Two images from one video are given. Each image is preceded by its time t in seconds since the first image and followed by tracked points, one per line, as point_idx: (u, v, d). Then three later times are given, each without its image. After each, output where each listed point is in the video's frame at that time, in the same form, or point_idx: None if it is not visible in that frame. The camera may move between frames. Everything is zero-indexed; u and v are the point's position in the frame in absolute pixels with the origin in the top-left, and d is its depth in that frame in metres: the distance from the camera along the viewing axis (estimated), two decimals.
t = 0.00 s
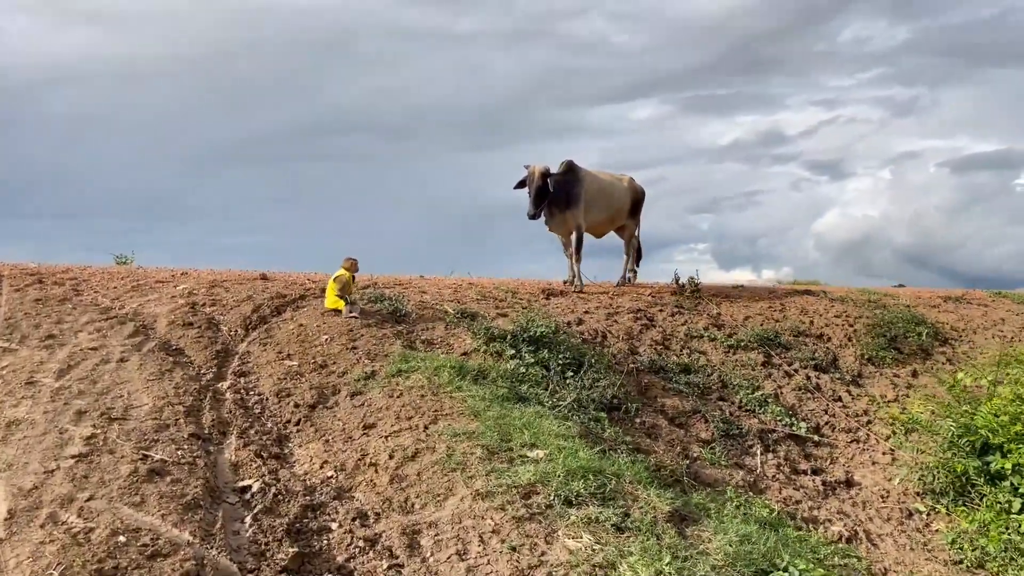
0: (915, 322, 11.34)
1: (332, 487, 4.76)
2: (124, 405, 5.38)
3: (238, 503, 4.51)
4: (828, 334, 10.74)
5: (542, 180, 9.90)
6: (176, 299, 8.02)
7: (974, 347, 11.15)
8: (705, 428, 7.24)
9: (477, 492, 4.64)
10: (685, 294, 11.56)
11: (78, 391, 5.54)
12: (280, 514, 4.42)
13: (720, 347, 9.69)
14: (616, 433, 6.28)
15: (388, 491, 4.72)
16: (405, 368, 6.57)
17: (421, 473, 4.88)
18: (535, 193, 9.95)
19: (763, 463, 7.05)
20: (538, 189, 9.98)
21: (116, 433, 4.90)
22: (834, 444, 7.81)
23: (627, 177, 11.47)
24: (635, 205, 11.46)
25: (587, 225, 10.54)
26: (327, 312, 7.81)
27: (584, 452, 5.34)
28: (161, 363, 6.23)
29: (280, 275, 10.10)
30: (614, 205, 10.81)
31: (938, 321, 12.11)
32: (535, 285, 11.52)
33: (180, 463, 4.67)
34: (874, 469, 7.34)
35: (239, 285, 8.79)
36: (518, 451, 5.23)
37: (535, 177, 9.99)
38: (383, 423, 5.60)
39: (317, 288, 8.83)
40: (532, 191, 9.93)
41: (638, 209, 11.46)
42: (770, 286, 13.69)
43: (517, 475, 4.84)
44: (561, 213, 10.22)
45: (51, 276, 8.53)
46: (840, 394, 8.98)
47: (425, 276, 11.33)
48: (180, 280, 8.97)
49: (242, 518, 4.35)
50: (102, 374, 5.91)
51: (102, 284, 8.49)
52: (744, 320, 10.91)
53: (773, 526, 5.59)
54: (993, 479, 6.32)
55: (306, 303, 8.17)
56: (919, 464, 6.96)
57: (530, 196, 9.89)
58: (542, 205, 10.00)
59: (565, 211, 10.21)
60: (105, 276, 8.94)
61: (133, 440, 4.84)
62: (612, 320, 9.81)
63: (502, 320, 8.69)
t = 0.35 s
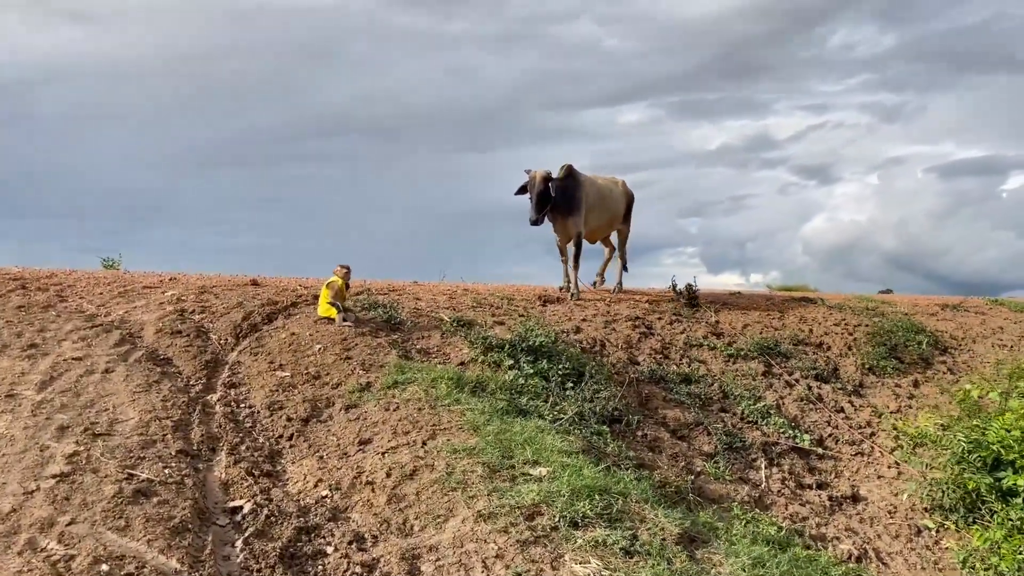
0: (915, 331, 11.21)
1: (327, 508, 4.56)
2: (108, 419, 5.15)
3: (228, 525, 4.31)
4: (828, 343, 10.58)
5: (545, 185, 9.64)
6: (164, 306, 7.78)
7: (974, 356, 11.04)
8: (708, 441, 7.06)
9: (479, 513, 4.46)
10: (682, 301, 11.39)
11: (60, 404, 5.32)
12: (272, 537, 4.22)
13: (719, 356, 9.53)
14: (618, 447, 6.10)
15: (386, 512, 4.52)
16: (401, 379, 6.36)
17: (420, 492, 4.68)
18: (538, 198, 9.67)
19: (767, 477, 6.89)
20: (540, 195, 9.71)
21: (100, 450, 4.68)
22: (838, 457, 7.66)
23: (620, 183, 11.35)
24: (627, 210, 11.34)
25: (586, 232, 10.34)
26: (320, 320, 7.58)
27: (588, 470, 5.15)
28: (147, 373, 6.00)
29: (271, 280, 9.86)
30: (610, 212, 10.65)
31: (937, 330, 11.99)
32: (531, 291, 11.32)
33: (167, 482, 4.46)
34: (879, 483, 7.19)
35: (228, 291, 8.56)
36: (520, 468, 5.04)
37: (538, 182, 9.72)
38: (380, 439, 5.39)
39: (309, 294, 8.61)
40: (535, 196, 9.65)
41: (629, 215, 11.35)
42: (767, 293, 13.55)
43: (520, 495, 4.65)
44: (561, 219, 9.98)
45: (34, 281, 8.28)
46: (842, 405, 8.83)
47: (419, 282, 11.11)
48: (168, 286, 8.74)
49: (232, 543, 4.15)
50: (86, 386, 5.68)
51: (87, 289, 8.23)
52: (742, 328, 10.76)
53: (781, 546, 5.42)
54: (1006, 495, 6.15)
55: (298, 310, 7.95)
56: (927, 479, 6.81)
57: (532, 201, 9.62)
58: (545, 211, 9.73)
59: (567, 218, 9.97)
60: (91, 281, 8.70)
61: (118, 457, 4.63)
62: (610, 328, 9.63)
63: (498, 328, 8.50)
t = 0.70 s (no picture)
0: (916, 332, 11.12)
1: (330, 514, 4.40)
2: (102, 420, 4.97)
3: (229, 532, 4.15)
4: (830, 344, 10.44)
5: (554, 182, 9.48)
6: (157, 303, 7.58)
7: (975, 357, 10.97)
8: (715, 443, 6.93)
9: (489, 518, 4.31)
10: (683, 301, 11.25)
11: (52, 404, 5.13)
12: (275, 544, 4.07)
13: (722, 356, 9.40)
14: (626, 450, 5.95)
15: (392, 518, 4.37)
16: (403, 379, 6.19)
17: (427, 497, 4.52)
18: (547, 195, 9.50)
19: (775, 480, 6.76)
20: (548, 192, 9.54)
21: (94, 452, 4.51)
22: (845, 460, 7.54)
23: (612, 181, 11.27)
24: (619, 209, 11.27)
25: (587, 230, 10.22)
26: (318, 318, 7.40)
27: (598, 473, 5.00)
28: (141, 372, 5.80)
29: (266, 277, 9.67)
30: (608, 211, 10.58)
31: (938, 331, 11.91)
32: (530, 290, 11.16)
33: (164, 486, 4.28)
34: (887, 487, 7.07)
35: (223, 289, 8.36)
36: (529, 472, 4.88)
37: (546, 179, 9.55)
38: (383, 441, 5.22)
39: (305, 292, 8.41)
40: (543, 193, 9.47)
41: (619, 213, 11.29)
42: (765, 294, 13.43)
43: (531, 500, 4.49)
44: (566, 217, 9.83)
45: (23, 277, 8.06)
46: (847, 406, 8.72)
47: (415, 280, 10.93)
48: (160, 282, 8.53)
49: (233, 550, 4.00)
50: (79, 385, 5.49)
51: (78, 286, 8.02)
52: (744, 328, 10.64)
53: (795, 551, 5.29)
54: (1019, 498, 6.06)
55: (294, 308, 7.76)
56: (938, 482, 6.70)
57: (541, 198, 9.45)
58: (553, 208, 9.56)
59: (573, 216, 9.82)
60: (81, 277, 8.48)
61: (113, 459, 4.45)
62: (612, 327, 9.49)
63: (499, 327, 8.33)
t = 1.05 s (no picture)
0: (916, 333, 11.06)
1: (333, 523, 4.29)
2: (96, 425, 4.83)
3: (229, 542, 4.04)
4: (830, 346, 10.34)
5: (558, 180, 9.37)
6: (151, 304, 7.43)
7: (974, 359, 10.92)
8: (719, 447, 6.84)
9: (496, 528, 4.21)
10: (681, 302, 11.16)
11: (44, 408, 4.98)
12: (277, 555, 3.96)
13: (723, 358, 9.31)
14: (631, 455, 5.84)
15: (397, 527, 4.26)
16: (403, 383, 6.07)
17: (432, 505, 4.41)
18: (551, 192, 9.38)
19: (780, 485, 6.68)
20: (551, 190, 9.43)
21: (89, 458, 4.38)
22: (849, 464, 7.46)
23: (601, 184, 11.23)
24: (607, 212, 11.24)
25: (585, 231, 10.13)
26: (315, 319, 7.26)
27: (606, 480, 4.89)
28: (136, 375, 5.66)
29: (260, 277, 9.52)
30: (601, 213, 10.53)
31: (936, 332, 11.86)
32: (527, 291, 11.05)
33: (161, 494, 4.15)
34: (893, 491, 6.99)
35: (218, 289, 8.21)
36: (535, 479, 4.77)
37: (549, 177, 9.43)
38: (385, 447, 5.10)
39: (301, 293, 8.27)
40: (547, 190, 9.36)
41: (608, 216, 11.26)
42: (763, 295, 13.35)
43: (539, 509, 4.38)
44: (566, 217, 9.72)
45: (13, 277, 7.89)
46: (849, 409, 8.64)
47: (412, 280, 10.79)
48: (153, 282, 8.37)
49: (233, 562, 3.88)
50: (71, 388, 5.34)
51: (69, 286, 7.86)
52: (743, 329, 10.55)
53: (804, 560, 5.20)
54: None
55: (291, 309, 7.61)
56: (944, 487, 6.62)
57: (545, 195, 9.32)
58: (556, 206, 9.45)
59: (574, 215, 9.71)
60: (72, 277, 8.32)
61: (108, 466, 4.32)
62: (611, 329, 9.38)
63: (499, 329, 8.22)
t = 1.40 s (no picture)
0: (916, 332, 11.02)
1: (331, 528, 4.22)
2: (89, 428, 4.75)
3: (224, 548, 3.97)
4: (829, 345, 10.28)
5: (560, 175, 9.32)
6: (145, 303, 7.34)
7: (974, 358, 10.88)
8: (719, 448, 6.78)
9: (497, 533, 4.15)
10: (680, 301, 11.10)
11: (37, 411, 4.91)
12: (273, 561, 3.90)
13: (722, 357, 9.25)
14: (632, 456, 5.78)
15: (396, 532, 4.19)
16: (401, 384, 5.99)
17: (431, 509, 4.34)
18: (552, 188, 9.32)
19: (781, 486, 6.62)
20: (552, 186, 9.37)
21: (82, 462, 4.31)
22: (849, 464, 7.41)
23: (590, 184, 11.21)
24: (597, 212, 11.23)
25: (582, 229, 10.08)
26: (312, 319, 7.18)
27: (607, 482, 4.82)
28: (130, 377, 5.58)
29: (256, 276, 9.44)
30: (595, 212, 10.51)
31: (935, 331, 11.81)
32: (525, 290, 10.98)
33: (156, 499, 4.08)
34: (894, 492, 6.95)
35: (213, 288, 8.12)
36: (535, 482, 4.70)
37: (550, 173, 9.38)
38: (383, 449, 5.04)
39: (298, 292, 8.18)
40: (548, 186, 9.30)
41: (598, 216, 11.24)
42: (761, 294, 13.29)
43: (539, 513, 4.31)
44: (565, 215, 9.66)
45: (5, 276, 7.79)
46: (849, 409, 8.59)
47: (409, 279, 10.72)
48: (148, 282, 8.28)
49: (229, 568, 3.82)
50: (64, 390, 5.26)
51: (63, 285, 7.77)
52: (742, 328, 10.49)
53: (806, 563, 5.14)
54: None
55: (288, 309, 7.53)
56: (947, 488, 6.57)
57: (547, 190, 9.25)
58: (557, 202, 9.38)
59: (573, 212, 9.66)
60: (65, 276, 8.23)
61: (102, 470, 4.25)
62: (610, 328, 9.32)
63: (497, 328, 8.15)
